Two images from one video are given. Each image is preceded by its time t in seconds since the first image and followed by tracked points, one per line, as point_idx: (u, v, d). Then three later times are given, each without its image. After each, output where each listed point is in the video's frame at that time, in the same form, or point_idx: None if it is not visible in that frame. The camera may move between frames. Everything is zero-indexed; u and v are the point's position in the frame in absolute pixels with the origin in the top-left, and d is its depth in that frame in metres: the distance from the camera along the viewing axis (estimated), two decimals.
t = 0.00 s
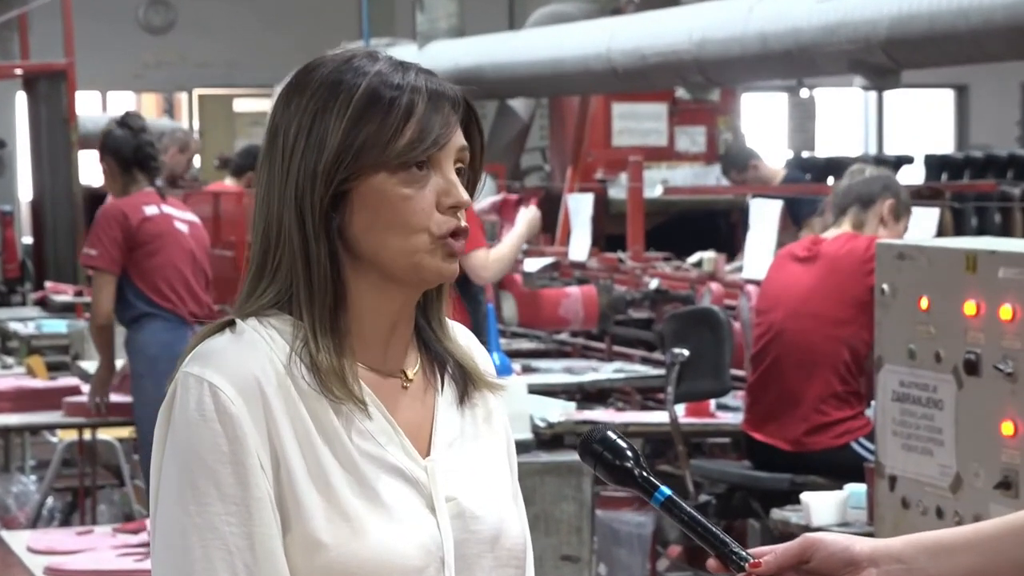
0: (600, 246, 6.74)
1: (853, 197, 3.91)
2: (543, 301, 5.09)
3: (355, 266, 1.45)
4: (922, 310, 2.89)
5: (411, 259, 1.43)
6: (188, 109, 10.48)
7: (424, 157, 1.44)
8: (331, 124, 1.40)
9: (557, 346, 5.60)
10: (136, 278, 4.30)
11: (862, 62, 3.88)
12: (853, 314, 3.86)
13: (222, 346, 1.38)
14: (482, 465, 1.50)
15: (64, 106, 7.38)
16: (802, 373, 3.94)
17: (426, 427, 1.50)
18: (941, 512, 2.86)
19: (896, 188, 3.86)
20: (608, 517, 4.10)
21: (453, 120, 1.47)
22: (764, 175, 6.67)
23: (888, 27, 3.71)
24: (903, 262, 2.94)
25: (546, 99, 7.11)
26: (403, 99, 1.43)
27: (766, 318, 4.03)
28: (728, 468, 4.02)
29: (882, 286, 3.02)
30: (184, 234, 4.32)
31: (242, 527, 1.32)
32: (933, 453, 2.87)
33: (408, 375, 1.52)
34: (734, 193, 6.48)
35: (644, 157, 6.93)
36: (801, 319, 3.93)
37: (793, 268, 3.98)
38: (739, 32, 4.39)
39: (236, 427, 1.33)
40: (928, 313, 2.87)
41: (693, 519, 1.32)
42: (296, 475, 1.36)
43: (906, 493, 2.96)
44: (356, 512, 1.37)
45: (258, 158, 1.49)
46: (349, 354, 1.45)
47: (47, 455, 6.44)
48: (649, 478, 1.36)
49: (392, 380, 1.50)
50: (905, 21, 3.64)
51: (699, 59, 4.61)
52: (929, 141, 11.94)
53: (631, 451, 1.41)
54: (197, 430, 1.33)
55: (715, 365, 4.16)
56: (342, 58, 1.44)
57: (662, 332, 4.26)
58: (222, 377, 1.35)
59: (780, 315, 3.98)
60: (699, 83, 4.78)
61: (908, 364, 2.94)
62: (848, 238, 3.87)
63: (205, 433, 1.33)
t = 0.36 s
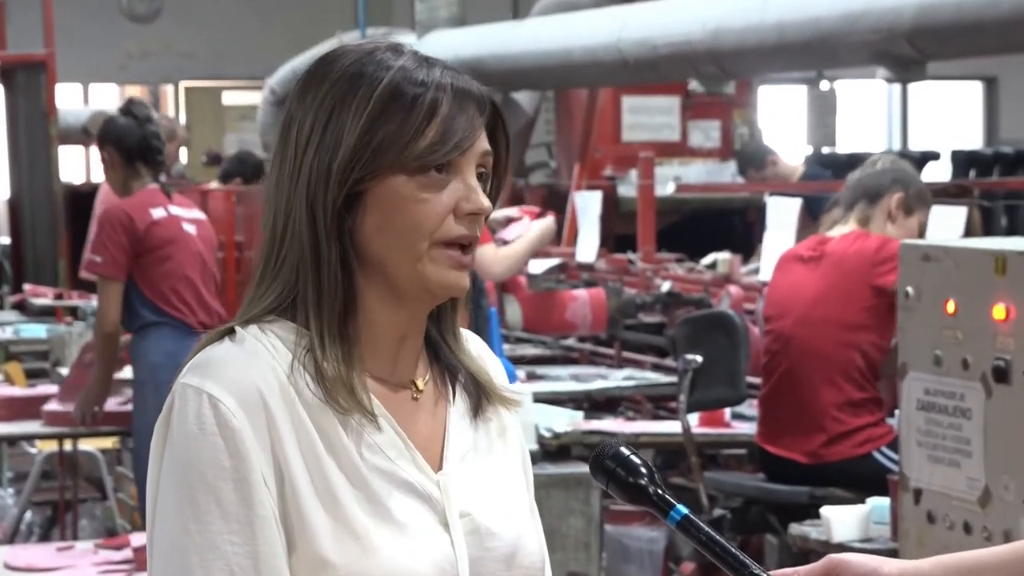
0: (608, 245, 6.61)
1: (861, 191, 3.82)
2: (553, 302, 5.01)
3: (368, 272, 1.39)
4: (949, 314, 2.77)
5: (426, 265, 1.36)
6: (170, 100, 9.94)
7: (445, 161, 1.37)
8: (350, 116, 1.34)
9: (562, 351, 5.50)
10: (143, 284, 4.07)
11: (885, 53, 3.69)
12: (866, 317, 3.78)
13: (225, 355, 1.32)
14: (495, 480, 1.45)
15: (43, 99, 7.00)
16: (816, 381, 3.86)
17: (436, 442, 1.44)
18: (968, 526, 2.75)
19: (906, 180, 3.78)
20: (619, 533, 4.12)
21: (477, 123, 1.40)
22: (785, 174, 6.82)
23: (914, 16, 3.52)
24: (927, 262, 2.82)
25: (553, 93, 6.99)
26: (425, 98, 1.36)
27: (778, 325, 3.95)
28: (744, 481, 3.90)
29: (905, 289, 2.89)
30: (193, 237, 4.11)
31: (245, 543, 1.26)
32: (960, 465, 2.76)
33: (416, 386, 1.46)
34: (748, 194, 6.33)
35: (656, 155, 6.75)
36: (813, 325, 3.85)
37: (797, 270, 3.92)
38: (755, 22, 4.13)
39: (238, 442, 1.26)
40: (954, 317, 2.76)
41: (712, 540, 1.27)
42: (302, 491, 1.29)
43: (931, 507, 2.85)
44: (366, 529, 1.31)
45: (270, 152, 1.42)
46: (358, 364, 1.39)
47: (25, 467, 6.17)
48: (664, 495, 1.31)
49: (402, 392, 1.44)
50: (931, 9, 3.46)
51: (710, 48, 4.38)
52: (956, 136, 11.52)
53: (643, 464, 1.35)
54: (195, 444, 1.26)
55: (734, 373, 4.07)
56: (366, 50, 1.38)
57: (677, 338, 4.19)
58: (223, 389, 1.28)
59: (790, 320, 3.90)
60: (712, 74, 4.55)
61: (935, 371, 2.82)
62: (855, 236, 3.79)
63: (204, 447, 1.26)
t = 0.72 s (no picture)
0: (614, 240, 6.50)
1: (861, 182, 3.71)
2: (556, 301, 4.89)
3: (368, 271, 1.32)
4: (974, 315, 2.43)
5: (423, 264, 1.29)
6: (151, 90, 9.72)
7: (443, 151, 1.30)
8: (340, 108, 1.26)
9: (566, 354, 5.42)
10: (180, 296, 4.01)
11: (908, 38, 3.62)
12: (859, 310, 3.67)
13: (217, 361, 1.25)
14: (509, 491, 1.37)
15: (16, 87, 6.70)
16: (821, 384, 3.78)
17: (444, 449, 1.36)
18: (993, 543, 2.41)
19: (908, 168, 3.66)
20: (624, 547, 3.95)
21: (475, 110, 1.33)
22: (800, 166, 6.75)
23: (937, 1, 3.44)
24: (950, 259, 2.47)
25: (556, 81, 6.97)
26: (418, 85, 1.29)
27: (780, 327, 3.89)
28: (758, 490, 3.84)
29: (927, 287, 2.54)
30: (233, 244, 3.98)
31: (238, 561, 1.19)
32: (983, 472, 2.43)
33: (423, 391, 1.38)
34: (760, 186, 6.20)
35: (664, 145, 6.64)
36: (812, 324, 3.77)
37: (798, 268, 3.84)
38: (770, 5, 4.06)
39: (230, 452, 1.19)
40: (980, 317, 2.41)
41: (726, 555, 1.19)
42: (297, 504, 1.22)
43: (955, 518, 2.50)
44: (365, 543, 1.24)
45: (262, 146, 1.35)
46: (360, 371, 1.32)
47: None
48: (674, 507, 1.24)
49: (407, 397, 1.36)
50: None
51: (724, 34, 4.31)
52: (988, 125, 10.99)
53: (652, 474, 1.28)
54: (184, 456, 1.19)
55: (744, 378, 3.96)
56: (358, 36, 1.30)
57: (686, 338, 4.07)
58: (212, 397, 1.21)
59: (792, 322, 3.83)
60: (724, 60, 4.46)
61: (958, 375, 2.48)
62: (848, 227, 3.67)
63: (192, 459, 1.19)
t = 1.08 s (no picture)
0: (616, 245, 6.44)
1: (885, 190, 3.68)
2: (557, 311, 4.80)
3: (356, 280, 1.27)
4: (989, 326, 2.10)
5: (411, 275, 1.24)
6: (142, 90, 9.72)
7: (431, 154, 1.25)
8: (323, 112, 1.22)
9: (567, 365, 5.36)
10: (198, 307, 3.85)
11: (921, 38, 3.57)
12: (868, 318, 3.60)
13: (198, 370, 1.20)
14: (500, 510, 1.33)
15: None
16: (829, 396, 3.75)
17: (433, 462, 1.32)
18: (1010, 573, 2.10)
19: (932, 178, 3.58)
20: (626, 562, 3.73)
21: (463, 110, 1.28)
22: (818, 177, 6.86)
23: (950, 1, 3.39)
24: (965, 268, 2.15)
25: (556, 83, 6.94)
26: (402, 85, 1.24)
27: (790, 339, 3.85)
28: (765, 507, 3.82)
29: (939, 296, 2.21)
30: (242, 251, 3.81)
31: None
32: (999, 489, 2.12)
33: (412, 403, 1.33)
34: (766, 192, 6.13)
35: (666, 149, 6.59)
36: (822, 335, 3.72)
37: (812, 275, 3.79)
38: (779, 3, 4.00)
39: (211, 464, 1.15)
40: (994, 328, 2.09)
41: None
42: (281, 519, 1.18)
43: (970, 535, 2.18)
44: (351, 561, 1.20)
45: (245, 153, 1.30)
46: (349, 385, 1.27)
47: None
48: (682, 530, 1.20)
49: (396, 409, 1.31)
50: None
51: (731, 35, 4.25)
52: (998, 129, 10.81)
53: (661, 496, 1.24)
54: (164, 467, 1.15)
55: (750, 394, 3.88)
56: (341, 36, 1.26)
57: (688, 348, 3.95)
58: (193, 405, 1.17)
59: (803, 332, 3.79)
60: (732, 62, 4.41)
61: (972, 388, 2.15)
62: (866, 233, 3.60)
63: (172, 470, 1.15)
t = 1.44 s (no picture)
0: (614, 251, 6.43)
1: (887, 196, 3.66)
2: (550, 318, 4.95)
3: (333, 285, 1.25)
4: (986, 330, 2.10)
5: (401, 276, 1.22)
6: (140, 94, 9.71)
7: (404, 157, 1.23)
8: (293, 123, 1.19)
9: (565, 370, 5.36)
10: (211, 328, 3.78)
11: (918, 43, 3.57)
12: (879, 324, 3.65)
13: (171, 373, 1.18)
14: (478, 512, 1.30)
15: None
16: (830, 400, 3.76)
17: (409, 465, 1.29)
18: None
19: (934, 185, 3.59)
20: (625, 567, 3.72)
21: (433, 110, 1.25)
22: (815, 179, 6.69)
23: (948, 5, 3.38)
24: (961, 272, 2.15)
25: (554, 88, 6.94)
26: (370, 90, 1.21)
27: (789, 342, 3.86)
28: (763, 512, 3.81)
29: (937, 301, 2.21)
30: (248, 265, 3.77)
31: None
32: (996, 494, 2.13)
33: (387, 406, 1.30)
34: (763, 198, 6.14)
35: (664, 154, 6.59)
36: (824, 340, 3.75)
37: (814, 280, 3.83)
38: (777, 7, 4.00)
39: (185, 463, 1.13)
40: (991, 332, 2.09)
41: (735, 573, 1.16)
42: (255, 519, 1.16)
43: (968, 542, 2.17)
44: (323, 562, 1.18)
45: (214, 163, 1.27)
46: (325, 392, 1.24)
47: None
48: (677, 525, 1.20)
49: (370, 414, 1.28)
50: None
51: (728, 40, 4.25)
52: (995, 134, 10.83)
53: (656, 492, 1.24)
54: (139, 467, 1.13)
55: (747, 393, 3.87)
56: (304, 44, 1.23)
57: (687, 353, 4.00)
58: (170, 406, 1.15)
59: (803, 337, 3.80)
60: (729, 67, 4.41)
61: (970, 393, 2.15)
62: (869, 239, 3.65)
63: (148, 469, 1.13)
